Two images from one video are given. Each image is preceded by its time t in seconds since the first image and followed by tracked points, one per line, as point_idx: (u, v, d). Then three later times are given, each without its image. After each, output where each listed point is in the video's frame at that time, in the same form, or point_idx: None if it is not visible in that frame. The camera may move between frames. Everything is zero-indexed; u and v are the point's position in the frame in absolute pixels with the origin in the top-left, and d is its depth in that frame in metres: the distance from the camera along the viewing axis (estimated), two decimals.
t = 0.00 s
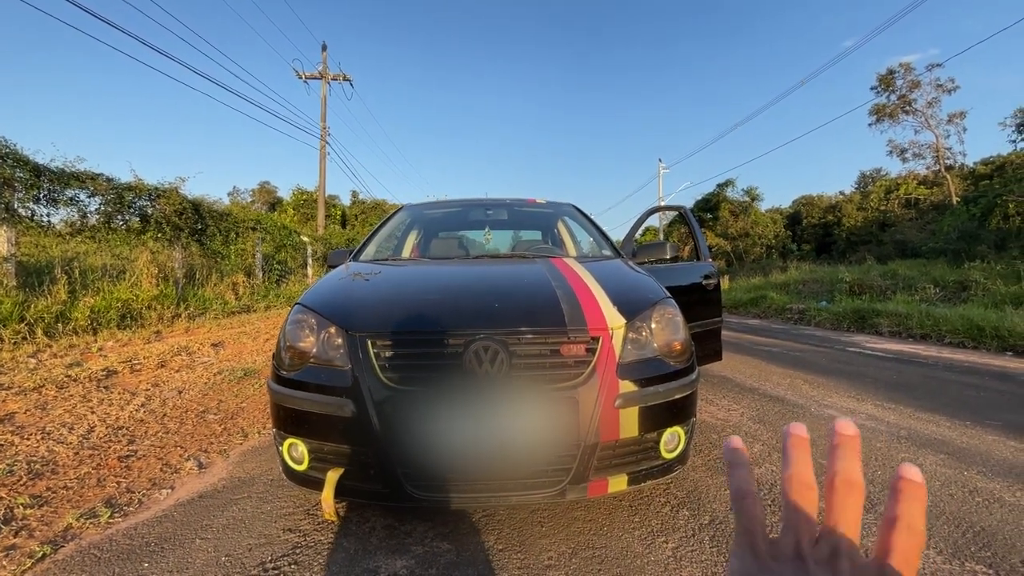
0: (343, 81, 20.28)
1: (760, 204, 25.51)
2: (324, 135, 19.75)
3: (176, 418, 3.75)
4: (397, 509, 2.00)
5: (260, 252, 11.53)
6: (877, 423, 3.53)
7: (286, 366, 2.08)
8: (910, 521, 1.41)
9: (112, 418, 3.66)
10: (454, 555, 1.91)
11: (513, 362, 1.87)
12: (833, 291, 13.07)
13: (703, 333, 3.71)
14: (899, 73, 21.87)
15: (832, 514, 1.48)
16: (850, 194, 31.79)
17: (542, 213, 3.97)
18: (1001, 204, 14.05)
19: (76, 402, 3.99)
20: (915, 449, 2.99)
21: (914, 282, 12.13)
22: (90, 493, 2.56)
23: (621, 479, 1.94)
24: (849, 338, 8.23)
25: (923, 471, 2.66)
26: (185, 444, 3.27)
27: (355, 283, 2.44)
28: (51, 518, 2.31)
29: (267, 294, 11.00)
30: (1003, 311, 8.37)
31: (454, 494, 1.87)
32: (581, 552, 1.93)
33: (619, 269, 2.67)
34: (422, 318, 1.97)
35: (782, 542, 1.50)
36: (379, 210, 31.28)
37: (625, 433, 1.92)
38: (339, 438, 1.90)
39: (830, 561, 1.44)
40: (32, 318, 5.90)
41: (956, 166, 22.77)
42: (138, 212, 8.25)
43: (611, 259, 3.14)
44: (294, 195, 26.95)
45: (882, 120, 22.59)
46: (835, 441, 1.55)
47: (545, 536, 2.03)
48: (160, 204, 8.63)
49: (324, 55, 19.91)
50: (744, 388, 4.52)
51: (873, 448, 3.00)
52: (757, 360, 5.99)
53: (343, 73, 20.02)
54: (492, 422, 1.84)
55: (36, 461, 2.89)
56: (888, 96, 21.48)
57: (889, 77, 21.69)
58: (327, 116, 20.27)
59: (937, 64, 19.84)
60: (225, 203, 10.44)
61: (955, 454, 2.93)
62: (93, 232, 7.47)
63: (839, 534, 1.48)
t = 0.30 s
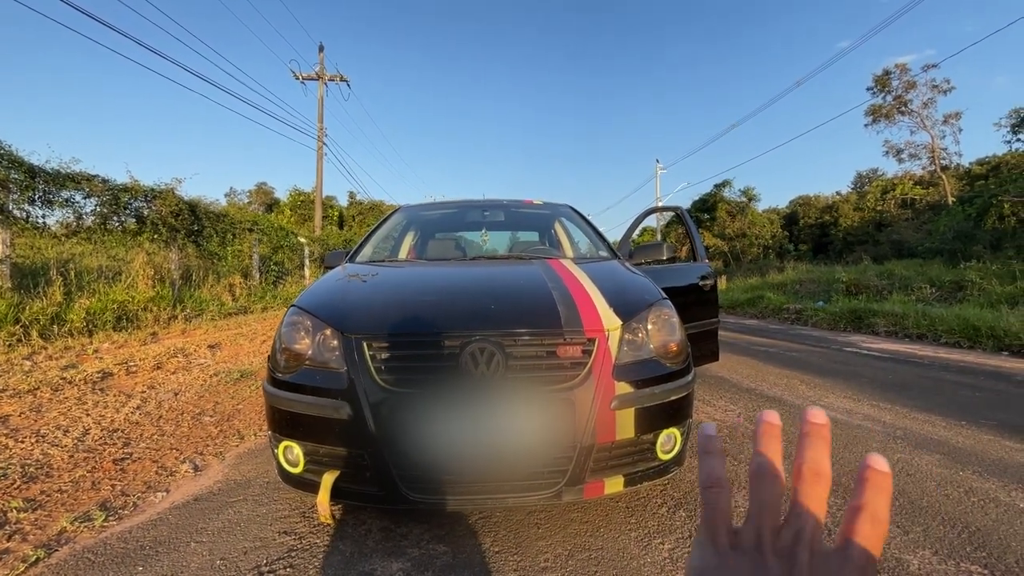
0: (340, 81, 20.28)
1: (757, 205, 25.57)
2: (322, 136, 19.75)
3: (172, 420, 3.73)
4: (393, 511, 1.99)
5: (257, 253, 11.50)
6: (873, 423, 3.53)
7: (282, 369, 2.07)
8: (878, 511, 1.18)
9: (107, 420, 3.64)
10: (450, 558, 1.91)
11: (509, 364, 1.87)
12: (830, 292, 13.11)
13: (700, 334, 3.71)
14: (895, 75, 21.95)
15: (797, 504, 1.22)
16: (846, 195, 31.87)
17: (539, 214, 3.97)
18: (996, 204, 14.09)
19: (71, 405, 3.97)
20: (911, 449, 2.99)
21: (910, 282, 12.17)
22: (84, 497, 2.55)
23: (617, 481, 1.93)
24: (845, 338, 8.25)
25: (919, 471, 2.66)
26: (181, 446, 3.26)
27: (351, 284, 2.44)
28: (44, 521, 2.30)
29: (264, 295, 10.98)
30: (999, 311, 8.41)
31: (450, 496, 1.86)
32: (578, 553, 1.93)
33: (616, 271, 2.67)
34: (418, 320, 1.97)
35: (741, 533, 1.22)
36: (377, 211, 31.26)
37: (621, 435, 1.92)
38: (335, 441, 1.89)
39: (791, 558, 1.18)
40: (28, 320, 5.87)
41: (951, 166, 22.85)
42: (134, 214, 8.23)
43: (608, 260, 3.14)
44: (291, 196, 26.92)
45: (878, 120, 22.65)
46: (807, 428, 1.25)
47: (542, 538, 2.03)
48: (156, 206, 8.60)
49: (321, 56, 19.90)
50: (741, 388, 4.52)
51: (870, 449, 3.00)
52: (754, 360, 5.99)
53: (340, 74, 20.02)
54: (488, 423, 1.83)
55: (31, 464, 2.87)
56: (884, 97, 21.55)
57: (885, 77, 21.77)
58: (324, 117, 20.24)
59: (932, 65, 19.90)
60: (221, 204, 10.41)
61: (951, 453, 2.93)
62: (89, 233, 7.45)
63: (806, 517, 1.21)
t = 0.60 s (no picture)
0: (338, 83, 20.29)
1: (755, 205, 25.61)
2: (321, 139, 19.75)
3: (168, 422, 3.72)
4: (390, 513, 1.98)
5: (255, 255, 11.49)
6: (871, 422, 3.53)
7: (277, 370, 2.06)
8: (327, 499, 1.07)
9: (104, 423, 3.63)
10: (446, 559, 1.90)
11: (505, 364, 1.87)
12: (828, 291, 13.13)
13: (698, 334, 3.71)
14: (892, 75, 21.99)
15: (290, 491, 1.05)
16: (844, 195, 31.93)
17: (536, 215, 3.97)
18: (993, 204, 14.11)
19: (67, 407, 3.96)
20: (908, 448, 3.00)
21: (907, 281, 12.19)
22: (80, 499, 2.54)
23: (613, 481, 1.93)
24: (843, 338, 8.25)
25: (915, 470, 2.66)
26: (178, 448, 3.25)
27: (348, 286, 2.44)
28: (40, 524, 2.29)
29: (263, 297, 10.97)
30: (996, 310, 8.43)
31: (448, 498, 1.86)
32: (574, 554, 1.93)
33: (613, 271, 2.67)
34: (414, 321, 1.96)
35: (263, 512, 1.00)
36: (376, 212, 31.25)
37: (617, 435, 1.92)
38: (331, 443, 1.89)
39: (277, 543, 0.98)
40: (24, 323, 5.86)
41: (948, 166, 22.90)
42: (132, 216, 8.21)
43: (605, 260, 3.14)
44: (290, 198, 26.92)
45: (876, 120, 22.69)
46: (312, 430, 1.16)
47: (538, 539, 2.02)
48: (154, 207, 8.58)
49: (319, 58, 19.90)
50: (739, 388, 4.52)
51: (866, 448, 3.01)
52: (753, 360, 6.00)
53: (339, 76, 20.03)
54: (485, 424, 1.83)
55: (26, 467, 2.87)
56: (881, 97, 21.60)
57: (882, 78, 21.81)
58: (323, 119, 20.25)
59: (929, 65, 19.96)
60: (219, 206, 10.41)
61: (947, 453, 2.94)
62: (86, 235, 7.44)
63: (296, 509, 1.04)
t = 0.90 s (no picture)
0: (337, 85, 20.31)
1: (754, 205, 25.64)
2: (320, 141, 19.76)
3: (168, 425, 3.72)
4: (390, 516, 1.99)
5: (255, 257, 11.49)
6: (870, 423, 3.54)
7: (277, 373, 2.06)
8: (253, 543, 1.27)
9: (103, 426, 3.63)
10: (446, 562, 1.91)
11: (505, 366, 1.87)
12: (827, 291, 13.14)
13: (697, 335, 3.72)
14: (889, 76, 22.04)
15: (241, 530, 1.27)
16: (843, 195, 31.98)
17: (535, 217, 3.97)
18: (991, 204, 14.14)
19: (67, 411, 3.96)
20: (907, 449, 3.00)
21: (906, 281, 12.21)
22: (80, 503, 2.54)
23: (613, 483, 1.94)
24: (843, 338, 8.26)
25: (914, 471, 2.67)
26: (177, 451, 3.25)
27: (349, 288, 2.44)
28: (40, 528, 2.29)
29: (262, 299, 10.97)
30: (994, 310, 8.43)
31: (450, 500, 1.85)
32: (575, 556, 1.93)
33: (612, 273, 2.67)
34: (414, 324, 1.97)
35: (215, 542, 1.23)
36: (375, 213, 31.23)
37: (617, 437, 1.92)
38: (331, 446, 1.89)
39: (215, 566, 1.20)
40: (23, 326, 5.85)
41: (947, 166, 22.94)
42: (131, 218, 8.21)
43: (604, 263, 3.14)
44: (290, 200, 26.95)
45: (874, 120, 22.72)
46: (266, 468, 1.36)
47: (539, 541, 2.03)
48: (153, 210, 8.58)
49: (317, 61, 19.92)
50: (739, 389, 4.53)
51: (866, 449, 3.01)
52: (752, 361, 6.00)
53: (338, 78, 20.05)
54: (487, 425, 1.83)
55: (26, 471, 2.87)
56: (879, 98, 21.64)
57: (880, 78, 21.86)
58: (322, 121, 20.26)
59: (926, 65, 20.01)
60: (219, 208, 10.41)
61: (946, 453, 2.94)
62: (85, 238, 7.44)
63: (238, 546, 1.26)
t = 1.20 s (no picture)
0: (336, 86, 20.34)
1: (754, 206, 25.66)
2: (320, 142, 19.78)
3: (169, 428, 3.72)
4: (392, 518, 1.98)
5: (256, 259, 11.49)
6: (871, 423, 3.54)
7: (279, 376, 2.07)
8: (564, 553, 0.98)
9: (105, 429, 3.64)
10: (448, 563, 1.91)
11: (506, 368, 1.87)
12: (827, 291, 13.15)
13: (698, 335, 3.72)
14: (889, 75, 22.06)
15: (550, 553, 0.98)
16: (842, 195, 31.98)
17: (535, 218, 3.97)
18: (991, 203, 14.14)
19: (68, 413, 3.95)
20: (908, 449, 3.00)
21: (907, 281, 12.21)
22: (82, 506, 2.54)
23: (615, 485, 1.94)
24: (843, 338, 8.26)
25: (915, 471, 2.67)
26: (179, 454, 3.25)
27: (350, 290, 2.44)
28: (42, 532, 2.29)
29: (263, 301, 10.98)
30: (994, 309, 8.44)
31: (449, 502, 1.85)
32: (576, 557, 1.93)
33: (612, 274, 2.67)
34: (415, 326, 1.97)
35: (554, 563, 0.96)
36: (374, 215, 31.23)
37: (618, 439, 1.92)
38: (333, 448, 1.89)
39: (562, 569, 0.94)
40: (24, 329, 5.85)
41: (946, 166, 22.95)
42: (131, 221, 8.22)
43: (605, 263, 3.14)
44: (290, 202, 26.97)
45: (873, 120, 22.73)
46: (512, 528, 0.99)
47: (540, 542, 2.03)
48: (153, 213, 8.59)
49: (317, 62, 19.94)
50: (740, 389, 4.53)
51: (867, 449, 3.01)
52: (753, 361, 6.01)
53: (337, 80, 20.10)
54: (487, 427, 1.84)
55: (28, 474, 2.87)
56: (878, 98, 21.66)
57: (879, 78, 21.88)
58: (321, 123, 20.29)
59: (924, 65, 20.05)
60: (219, 211, 10.42)
61: (948, 453, 2.94)
62: (85, 241, 7.45)
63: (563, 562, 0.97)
